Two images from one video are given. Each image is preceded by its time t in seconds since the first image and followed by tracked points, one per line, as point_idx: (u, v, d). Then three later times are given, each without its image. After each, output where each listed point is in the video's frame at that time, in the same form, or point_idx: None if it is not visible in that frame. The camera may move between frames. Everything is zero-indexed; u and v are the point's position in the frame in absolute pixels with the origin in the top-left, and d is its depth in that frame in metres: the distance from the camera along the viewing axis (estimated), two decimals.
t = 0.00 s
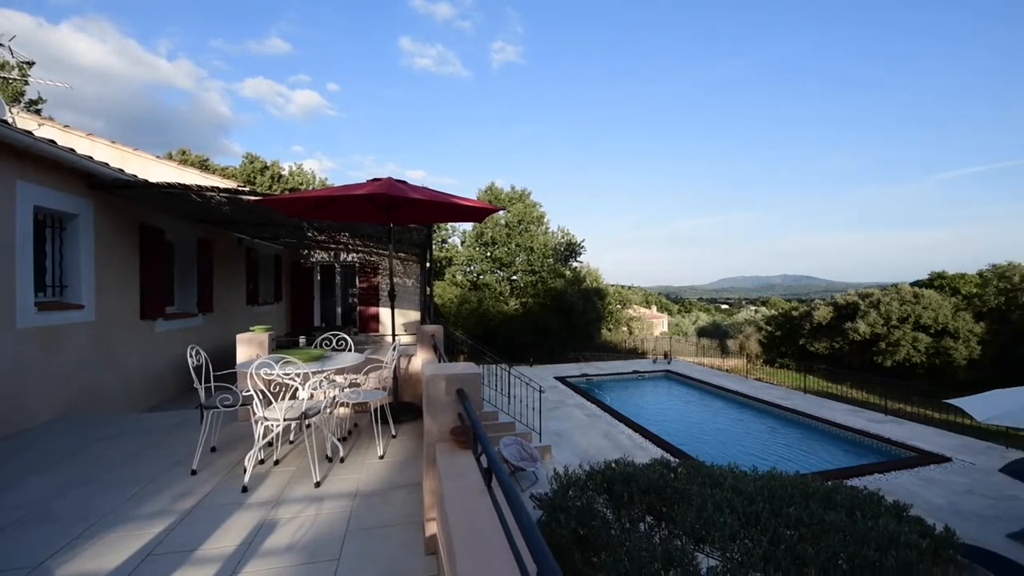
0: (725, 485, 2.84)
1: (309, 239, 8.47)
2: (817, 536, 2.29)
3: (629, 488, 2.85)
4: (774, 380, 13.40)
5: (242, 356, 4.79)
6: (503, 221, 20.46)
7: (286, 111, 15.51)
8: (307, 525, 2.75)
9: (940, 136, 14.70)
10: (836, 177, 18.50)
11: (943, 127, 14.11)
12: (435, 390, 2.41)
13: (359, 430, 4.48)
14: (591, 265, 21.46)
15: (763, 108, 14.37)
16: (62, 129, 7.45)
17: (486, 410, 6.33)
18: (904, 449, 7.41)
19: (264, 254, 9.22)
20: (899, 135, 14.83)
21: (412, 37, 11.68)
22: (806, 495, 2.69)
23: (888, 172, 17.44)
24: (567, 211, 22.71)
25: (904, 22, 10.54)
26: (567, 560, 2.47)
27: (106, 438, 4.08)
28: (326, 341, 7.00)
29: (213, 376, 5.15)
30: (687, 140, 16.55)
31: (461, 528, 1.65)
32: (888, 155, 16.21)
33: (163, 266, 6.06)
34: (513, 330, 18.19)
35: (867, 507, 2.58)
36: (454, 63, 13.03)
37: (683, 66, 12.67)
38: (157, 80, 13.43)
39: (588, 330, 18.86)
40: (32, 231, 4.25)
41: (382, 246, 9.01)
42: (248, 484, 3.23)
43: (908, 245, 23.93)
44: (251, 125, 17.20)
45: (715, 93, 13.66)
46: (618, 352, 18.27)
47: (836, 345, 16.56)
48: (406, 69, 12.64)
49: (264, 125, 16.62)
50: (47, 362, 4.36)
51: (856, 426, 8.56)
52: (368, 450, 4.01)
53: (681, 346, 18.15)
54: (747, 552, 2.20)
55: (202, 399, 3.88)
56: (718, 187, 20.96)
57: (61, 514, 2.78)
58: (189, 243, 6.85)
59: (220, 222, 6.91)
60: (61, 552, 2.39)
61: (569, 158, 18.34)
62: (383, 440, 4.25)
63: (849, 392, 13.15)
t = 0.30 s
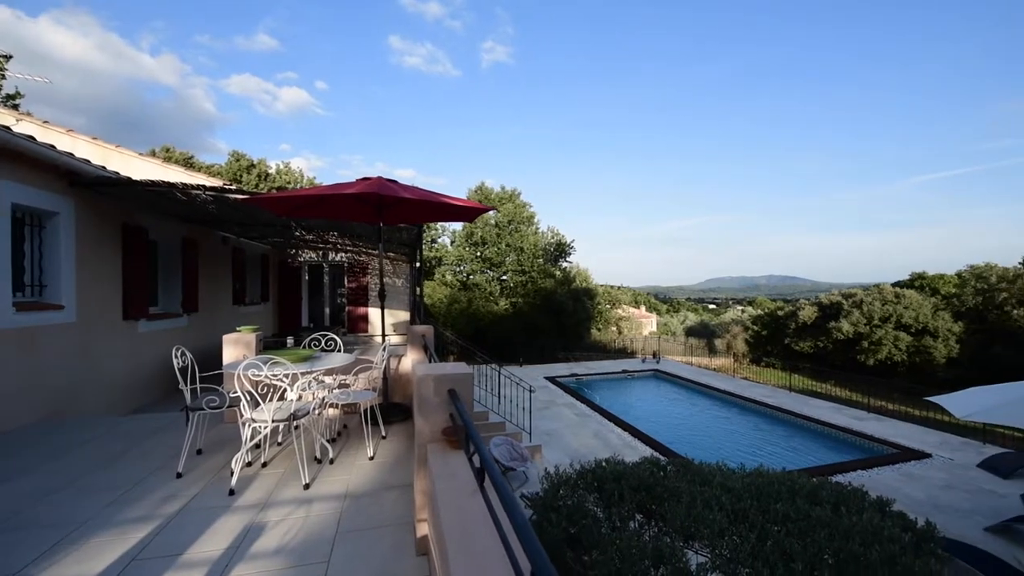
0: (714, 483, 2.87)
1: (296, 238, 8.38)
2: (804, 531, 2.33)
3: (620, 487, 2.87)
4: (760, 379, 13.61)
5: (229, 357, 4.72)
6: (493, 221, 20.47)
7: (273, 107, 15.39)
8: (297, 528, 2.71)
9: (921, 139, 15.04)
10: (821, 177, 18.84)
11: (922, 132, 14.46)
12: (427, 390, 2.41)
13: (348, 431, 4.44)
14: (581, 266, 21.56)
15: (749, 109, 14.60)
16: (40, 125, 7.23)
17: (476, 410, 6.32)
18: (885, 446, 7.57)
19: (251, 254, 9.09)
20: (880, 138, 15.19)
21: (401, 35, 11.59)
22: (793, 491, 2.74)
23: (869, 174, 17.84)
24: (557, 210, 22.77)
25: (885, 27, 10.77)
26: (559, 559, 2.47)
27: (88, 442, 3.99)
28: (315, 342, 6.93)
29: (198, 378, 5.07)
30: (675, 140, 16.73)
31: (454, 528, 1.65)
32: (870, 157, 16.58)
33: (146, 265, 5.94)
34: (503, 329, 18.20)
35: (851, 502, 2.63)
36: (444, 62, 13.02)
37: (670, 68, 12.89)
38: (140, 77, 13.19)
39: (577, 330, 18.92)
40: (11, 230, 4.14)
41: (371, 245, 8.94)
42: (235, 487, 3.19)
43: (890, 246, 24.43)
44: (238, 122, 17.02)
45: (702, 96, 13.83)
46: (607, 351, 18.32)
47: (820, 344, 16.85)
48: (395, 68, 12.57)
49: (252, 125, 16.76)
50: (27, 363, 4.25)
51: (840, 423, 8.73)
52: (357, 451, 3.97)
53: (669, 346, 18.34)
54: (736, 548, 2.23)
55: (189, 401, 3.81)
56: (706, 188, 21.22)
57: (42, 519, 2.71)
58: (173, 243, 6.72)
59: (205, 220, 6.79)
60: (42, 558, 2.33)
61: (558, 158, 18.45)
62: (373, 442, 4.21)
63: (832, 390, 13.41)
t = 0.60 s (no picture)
0: (703, 481, 2.90)
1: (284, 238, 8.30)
2: (791, 526, 2.37)
3: (610, 486, 2.88)
4: (746, 378, 13.79)
5: (214, 358, 4.64)
6: (483, 221, 20.45)
7: (259, 105, 15.22)
8: (286, 531, 2.68)
9: (902, 143, 15.38)
10: (806, 178, 19.17)
11: (903, 136, 14.79)
12: (417, 391, 2.39)
13: (337, 433, 4.40)
14: (571, 266, 21.65)
15: (736, 111, 14.81)
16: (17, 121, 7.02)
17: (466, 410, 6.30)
18: (868, 442, 7.73)
19: (237, 253, 8.94)
20: (863, 141, 15.50)
21: (390, 34, 11.47)
22: (780, 488, 2.78)
23: (852, 175, 18.22)
24: (547, 211, 22.82)
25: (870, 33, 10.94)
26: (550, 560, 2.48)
27: (68, 446, 3.89)
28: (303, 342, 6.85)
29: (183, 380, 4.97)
30: (664, 140, 16.90)
31: (446, 527, 1.65)
32: (853, 158, 16.92)
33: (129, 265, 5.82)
34: (493, 329, 18.19)
35: (836, 498, 2.68)
36: (434, 61, 12.97)
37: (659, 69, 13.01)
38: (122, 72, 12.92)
39: (567, 330, 18.99)
40: None
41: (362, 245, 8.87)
42: (222, 490, 3.14)
43: (872, 247, 24.94)
44: (224, 119, 16.79)
45: (690, 97, 13.98)
46: (596, 351, 18.37)
47: (805, 343, 17.13)
48: (384, 67, 12.48)
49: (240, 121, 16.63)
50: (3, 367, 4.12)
51: (824, 420, 8.90)
52: (347, 452, 3.94)
53: (658, 345, 18.50)
54: (725, 544, 2.26)
55: (174, 402, 3.74)
56: (694, 189, 21.44)
57: (22, 525, 2.65)
58: (157, 242, 6.59)
59: (189, 219, 6.66)
60: (23, 565, 2.27)
61: (548, 158, 18.50)
62: (363, 443, 4.17)
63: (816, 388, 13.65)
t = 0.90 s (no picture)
0: (692, 478, 2.93)
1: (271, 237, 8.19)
2: (777, 523, 2.41)
3: (600, 485, 2.89)
4: (733, 376, 13.99)
5: (199, 359, 4.56)
6: (472, 221, 20.43)
7: (245, 102, 15.07)
8: (274, 534, 2.65)
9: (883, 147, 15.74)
10: (791, 179, 19.51)
11: (884, 140, 15.13)
12: (408, 391, 2.38)
13: (325, 434, 4.35)
14: (560, 266, 21.70)
15: (723, 113, 14.99)
16: None
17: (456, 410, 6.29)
18: (850, 439, 7.90)
19: (222, 252, 8.79)
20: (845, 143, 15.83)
21: (378, 32, 11.33)
22: (767, 485, 2.83)
23: (835, 176, 18.58)
24: (536, 211, 22.83)
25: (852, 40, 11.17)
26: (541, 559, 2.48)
27: (48, 449, 3.80)
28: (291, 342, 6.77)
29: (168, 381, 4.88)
30: (652, 141, 17.06)
31: (438, 528, 1.64)
32: (836, 160, 17.26)
33: (109, 265, 5.67)
34: (482, 329, 18.16)
35: (821, 494, 2.74)
36: (423, 60, 12.89)
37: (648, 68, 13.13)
38: (102, 67, 12.64)
39: (556, 330, 19.03)
40: None
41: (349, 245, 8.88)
42: (208, 493, 3.08)
43: (855, 248, 25.39)
44: (209, 115, 16.54)
45: (679, 96, 14.09)
46: (585, 350, 18.40)
47: (790, 343, 17.41)
48: (373, 65, 12.36)
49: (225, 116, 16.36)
50: None
51: (809, 418, 9.07)
52: (336, 453, 3.90)
53: (646, 344, 18.65)
54: (713, 541, 2.29)
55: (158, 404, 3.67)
56: (682, 189, 21.66)
57: None
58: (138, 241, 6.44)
59: (173, 217, 6.52)
60: None
61: (538, 157, 18.53)
62: (352, 444, 4.13)
63: (800, 386, 13.89)
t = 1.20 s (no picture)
0: (682, 476, 2.96)
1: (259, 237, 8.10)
2: (766, 519, 2.44)
3: (592, 483, 2.90)
4: (721, 375, 14.15)
5: (185, 360, 4.48)
6: (463, 220, 20.42)
7: (232, 100, 14.98)
8: (264, 537, 2.61)
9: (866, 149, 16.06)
10: (777, 179, 19.82)
11: (868, 143, 15.43)
12: (399, 391, 2.36)
13: (315, 436, 4.30)
14: (551, 266, 21.74)
15: (712, 114, 15.17)
16: None
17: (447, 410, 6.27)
18: (835, 437, 8.04)
19: (209, 251, 8.66)
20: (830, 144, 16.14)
21: (368, 30, 11.30)
22: (756, 482, 2.87)
23: (821, 177, 18.92)
24: (526, 211, 22.87)
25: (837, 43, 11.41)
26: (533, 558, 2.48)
27: (28, 452, 3.70)
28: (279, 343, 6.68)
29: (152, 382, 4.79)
30: (641, 141, 17.21)
31: (431, 529, 1.63)
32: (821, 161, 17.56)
33: (91, 264, 5.54)
34: (473, 329, 18.14)
35: (809, 491, 2.79)
36: (413, 58, 12.84)
37: (637, 68, 13.27)
38: (85, 63, 12.44)
39: (547, 330, 19.05)
40: None
41: (339, 245, 8.82)
42: (195, 496, 3.03)
43: (839, 249, 25.84)
44: (195, 111, 16.35)
45: (667, 95, 14.26)
46: (575, 349, 18.46)
47: (777, 342, 17.67)
48: (363, 63, 12.32)
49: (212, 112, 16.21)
50: None
51: (795, 416, 9.21)
52: (326, 455, 3.86)
53: (636, 344, 18.78)
54: (703, 538, 2.31)
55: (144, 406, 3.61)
56: (671, 189, 21.88)
57: None
58: (122, 240, 6.31)
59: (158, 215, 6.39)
60: None
61: (529, 157, 18.59)
62: (342, 445, 4.10)
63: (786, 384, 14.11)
